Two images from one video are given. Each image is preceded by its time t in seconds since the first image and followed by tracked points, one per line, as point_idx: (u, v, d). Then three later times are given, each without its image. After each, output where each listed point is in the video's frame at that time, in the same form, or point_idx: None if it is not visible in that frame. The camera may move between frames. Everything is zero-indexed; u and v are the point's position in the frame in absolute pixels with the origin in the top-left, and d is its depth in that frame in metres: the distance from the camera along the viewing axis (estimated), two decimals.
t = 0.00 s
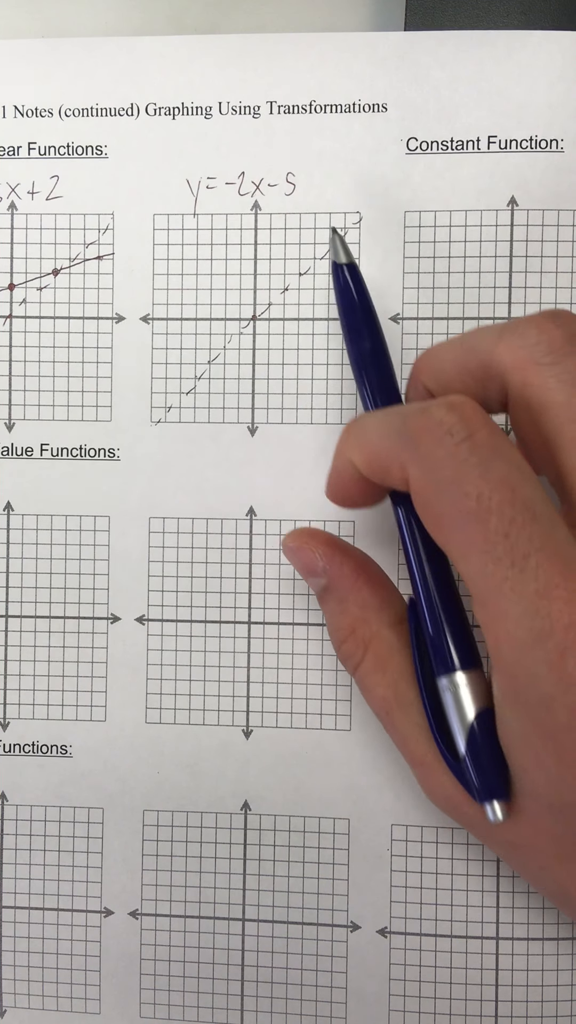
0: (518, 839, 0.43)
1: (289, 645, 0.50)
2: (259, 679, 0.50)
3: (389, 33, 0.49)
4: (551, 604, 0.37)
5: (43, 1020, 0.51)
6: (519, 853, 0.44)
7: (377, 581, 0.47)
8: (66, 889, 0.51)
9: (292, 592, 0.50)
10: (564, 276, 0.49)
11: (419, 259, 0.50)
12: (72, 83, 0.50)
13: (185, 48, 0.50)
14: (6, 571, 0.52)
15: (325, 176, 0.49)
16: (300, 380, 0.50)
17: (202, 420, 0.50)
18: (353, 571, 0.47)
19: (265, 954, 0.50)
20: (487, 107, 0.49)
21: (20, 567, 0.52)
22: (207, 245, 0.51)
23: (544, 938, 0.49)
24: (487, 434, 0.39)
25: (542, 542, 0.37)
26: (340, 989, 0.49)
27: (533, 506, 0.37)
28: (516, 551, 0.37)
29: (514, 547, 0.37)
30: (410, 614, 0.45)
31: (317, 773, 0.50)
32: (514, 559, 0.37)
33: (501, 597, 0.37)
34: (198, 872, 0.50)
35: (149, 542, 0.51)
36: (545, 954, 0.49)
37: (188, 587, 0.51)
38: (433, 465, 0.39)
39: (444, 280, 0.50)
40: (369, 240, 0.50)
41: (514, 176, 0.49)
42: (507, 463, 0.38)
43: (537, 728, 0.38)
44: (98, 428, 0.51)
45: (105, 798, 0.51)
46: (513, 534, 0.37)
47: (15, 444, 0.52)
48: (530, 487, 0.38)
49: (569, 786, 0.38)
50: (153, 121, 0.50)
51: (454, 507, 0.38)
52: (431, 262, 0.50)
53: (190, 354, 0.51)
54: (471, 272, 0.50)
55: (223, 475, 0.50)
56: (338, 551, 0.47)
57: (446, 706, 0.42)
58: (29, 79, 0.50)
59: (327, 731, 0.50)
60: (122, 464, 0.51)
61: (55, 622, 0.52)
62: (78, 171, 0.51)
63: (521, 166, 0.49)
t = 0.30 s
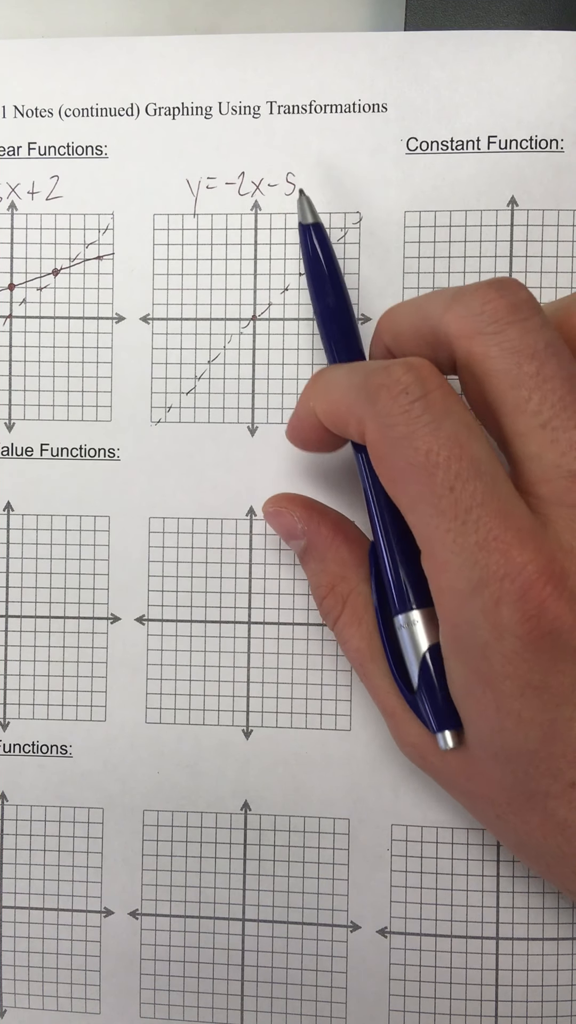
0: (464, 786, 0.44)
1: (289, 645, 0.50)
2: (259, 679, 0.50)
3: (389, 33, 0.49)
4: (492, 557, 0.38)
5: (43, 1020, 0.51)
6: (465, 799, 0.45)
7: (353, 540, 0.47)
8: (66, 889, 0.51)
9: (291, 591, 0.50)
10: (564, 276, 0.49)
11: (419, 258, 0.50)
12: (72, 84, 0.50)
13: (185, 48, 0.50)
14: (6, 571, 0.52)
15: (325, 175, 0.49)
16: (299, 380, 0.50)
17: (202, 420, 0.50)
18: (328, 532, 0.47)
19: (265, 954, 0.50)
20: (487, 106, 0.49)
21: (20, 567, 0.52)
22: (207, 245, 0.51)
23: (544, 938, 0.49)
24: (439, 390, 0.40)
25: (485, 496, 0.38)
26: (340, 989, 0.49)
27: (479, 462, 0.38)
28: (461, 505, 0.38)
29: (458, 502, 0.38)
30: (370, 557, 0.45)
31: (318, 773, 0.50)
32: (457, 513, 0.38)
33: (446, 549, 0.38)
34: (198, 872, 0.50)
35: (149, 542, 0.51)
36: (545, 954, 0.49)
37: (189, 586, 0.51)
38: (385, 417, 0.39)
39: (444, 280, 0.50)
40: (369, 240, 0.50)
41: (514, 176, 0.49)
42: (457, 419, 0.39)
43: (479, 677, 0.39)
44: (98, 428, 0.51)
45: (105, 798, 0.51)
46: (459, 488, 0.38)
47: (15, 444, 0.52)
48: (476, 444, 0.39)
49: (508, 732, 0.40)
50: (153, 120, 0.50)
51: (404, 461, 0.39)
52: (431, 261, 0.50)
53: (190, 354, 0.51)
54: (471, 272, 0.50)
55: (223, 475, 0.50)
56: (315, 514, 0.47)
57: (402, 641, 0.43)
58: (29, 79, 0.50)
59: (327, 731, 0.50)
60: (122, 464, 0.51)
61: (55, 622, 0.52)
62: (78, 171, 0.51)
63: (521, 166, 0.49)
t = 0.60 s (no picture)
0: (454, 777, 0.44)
1: (289, 645, 0.50)
2: (259, 679, 0.50)
3: (389, 33, 0.49)
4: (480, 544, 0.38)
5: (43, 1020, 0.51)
6: (455, 790, 0.44)
7: (348, 527, 0.47)
8: (66, 890, 0.51)
9: (290, 591, 0.50)
10: (564, 276, 0.49)
11: (419, 259, 0.50)
12: (72, 84, 0.50)
13: (186, 48, 0.50)
14: (6, 571, 0.52)
15: (326, 175, 0.49)
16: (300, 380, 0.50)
17: (202, 420, 0.50)
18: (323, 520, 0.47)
19: (265, 954, 0.50)
20: (487, 107, 0.49)
21: (20, 567, 0.52)
22: (207, 245, 0.51)
23: (544, 937, 0.49)
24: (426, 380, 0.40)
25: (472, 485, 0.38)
26: (340, 989, 0.49)
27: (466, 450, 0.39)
28: (450, 493, 0.38)
29: (446, 490, 0.38)
30: (362, 545, 0.45)
31: (317, 773, 0.50)
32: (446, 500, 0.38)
33: (435, 537, 0.38)
34: (198, 872, 0.50)
35: (149, 542, 0.51)
36: (545, 954, 0.49)
37: (189, 587, 0.51)
38: (375, 410, 0.40)
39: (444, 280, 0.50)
40: (369, 240, 0.50)
41: (514, 176, 0.49)
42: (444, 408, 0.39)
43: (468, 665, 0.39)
44: (98, 428, 0.51)
45: (105, 798, 0.51)
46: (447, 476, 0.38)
47: (15, 444, 0.52)
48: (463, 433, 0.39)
49: (496, 720, 0.40)
50: (153, 120, 0.50)
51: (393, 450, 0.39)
52: (431, 261, 0.50)
53: (190, 354, 0.51)
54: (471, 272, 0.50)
55: (223, 475, 0.50)
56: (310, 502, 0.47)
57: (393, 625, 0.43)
58: (30, 79, 0.50)
59: (327, 731, 0.50)
60: (122, 464, 0.51)
61: (55, 622, 0.52)
62: (78, 172, 0.51)
63: (521, 166, 0.49)
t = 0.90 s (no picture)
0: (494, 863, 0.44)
1: (289, 645, 0.50)
2: (259, 679, 0.50)
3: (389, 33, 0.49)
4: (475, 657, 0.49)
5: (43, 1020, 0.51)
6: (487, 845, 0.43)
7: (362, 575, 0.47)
8: (65, 889, 0.51)
9: (291, 590, 0.50)
10: (564, 276, 0.49)
11: (419, 259, 0.50)
12: (72, 84, 0.50)
13: (185, 48, 0.50)
14: (6, 571, 0.52)
15: (326, 175, 0.49)
16: (300, 380, 0.50)
17: (202, 421, 0.50)
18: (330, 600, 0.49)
19: (265, 954, 0.50)
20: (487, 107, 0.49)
21: (20, 567, 0.52)
22: (207, 245, 0.51)
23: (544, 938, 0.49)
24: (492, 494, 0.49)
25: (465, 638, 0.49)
26: (340, 989, 0.49)
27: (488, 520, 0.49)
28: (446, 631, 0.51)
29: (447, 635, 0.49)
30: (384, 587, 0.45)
31: (318, 773, 0.50)
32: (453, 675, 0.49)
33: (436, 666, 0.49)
34: (198, 872, 0.50)
35: (149, 542, 0.51)
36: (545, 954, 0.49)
37: (188, 587, 0.51)
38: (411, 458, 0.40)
39: (445, 281, 0.50)
40: (369, 241, 0.50)
41: (514, 177, 0.49)
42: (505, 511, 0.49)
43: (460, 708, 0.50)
44: (98, 428, 0.51)
45: (105, 798, 0.51)
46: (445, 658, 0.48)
47: (15, 444, 0.52)
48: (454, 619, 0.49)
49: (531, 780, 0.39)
50: (153, 120, 0.50)
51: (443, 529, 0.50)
52: (432, 262, 0.49)
53: (190, 354, 0.51)
54: (471, 272, 0.50)
55: (223, 475, 0.50)
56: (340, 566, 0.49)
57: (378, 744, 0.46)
58: (29, 79, 0.50)
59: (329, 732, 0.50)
60: (122, 464, 0.51)
61: (54, 622, 0.52)
62: (78, 172, 0.51)
63: (521, 166, 0.49)
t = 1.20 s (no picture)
0: None
1: (289, 645, 0.50)
2: (259, 679, 0.50)
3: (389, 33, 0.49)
4: None
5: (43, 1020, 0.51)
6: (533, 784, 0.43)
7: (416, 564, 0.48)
8: (65, 890, 0.51)
9: (290, 590, 0.50)
10: (563, 276, 0.49)
11: (419, 259, 0.50)
12: (72, 84, 0.50)
13: (186, 48, 0.50)
14: (6, 571, 0.52)
15: (326, 176, 0.49)
16: (300, 380, 0.50)
17: (203, 420, 0.50)
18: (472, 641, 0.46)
19: (265, 954, 0.50)
20: (487, 106, 0.49)
21: (20, 567, 0.52)
22: (208, 245, 0.51)
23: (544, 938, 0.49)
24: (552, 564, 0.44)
25: None
26: (340, 989, 0.49)
27: None
28: None
29: None
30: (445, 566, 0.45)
31: (318, 773, 0.50)
32: None
33: None
34: (198, 871, 0.50)
35: (149, 542, 0.51)
36: (545, 954, 0.49)
37: (189, 587, 0.51)
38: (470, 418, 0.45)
39: (444, 281, 0.50)
40: (370, 241, 0.50)
41: (514, 176, 0.49)
42: None
43: None
44: (98, 428, 0.51)
45: (105, 798, 0.51)
46: None
47: (15, 444, 0.52)
48: None
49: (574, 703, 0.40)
50: (153, 120, 0.50)
51: None
52: (431, 262, 0.50)
53: (190, 353, 0.51)
54: (471, 272, 0.50)
55: (224, 475, 0.50)
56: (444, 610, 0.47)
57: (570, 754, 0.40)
58: (30, 79, 0.50)
59: (329, 732, 0.50)
60: (122, 464, 0.51)
61: (55, 622, 0.51)
62: (79, 171, 0.51)
63: (521, 166, 0.49)
